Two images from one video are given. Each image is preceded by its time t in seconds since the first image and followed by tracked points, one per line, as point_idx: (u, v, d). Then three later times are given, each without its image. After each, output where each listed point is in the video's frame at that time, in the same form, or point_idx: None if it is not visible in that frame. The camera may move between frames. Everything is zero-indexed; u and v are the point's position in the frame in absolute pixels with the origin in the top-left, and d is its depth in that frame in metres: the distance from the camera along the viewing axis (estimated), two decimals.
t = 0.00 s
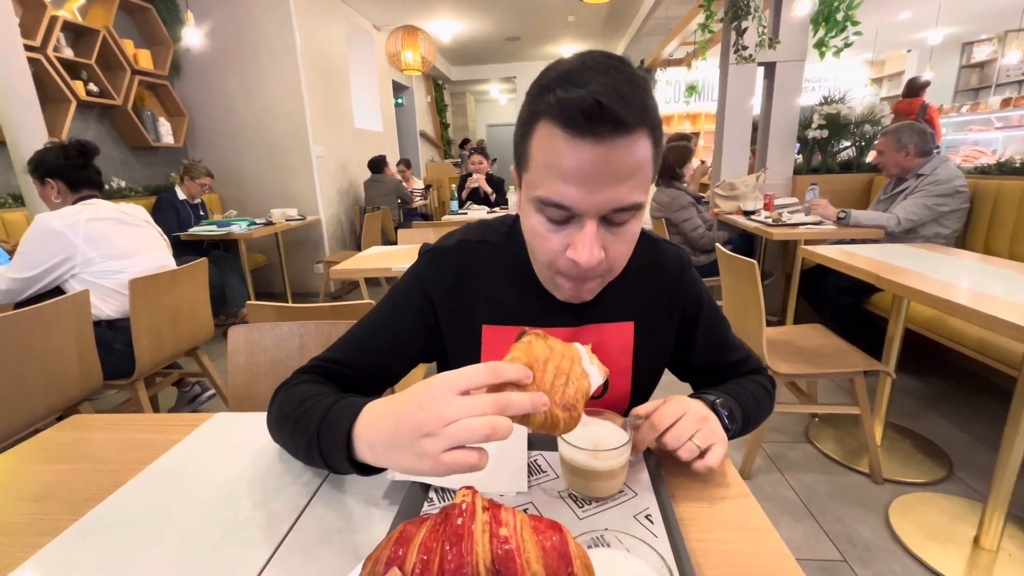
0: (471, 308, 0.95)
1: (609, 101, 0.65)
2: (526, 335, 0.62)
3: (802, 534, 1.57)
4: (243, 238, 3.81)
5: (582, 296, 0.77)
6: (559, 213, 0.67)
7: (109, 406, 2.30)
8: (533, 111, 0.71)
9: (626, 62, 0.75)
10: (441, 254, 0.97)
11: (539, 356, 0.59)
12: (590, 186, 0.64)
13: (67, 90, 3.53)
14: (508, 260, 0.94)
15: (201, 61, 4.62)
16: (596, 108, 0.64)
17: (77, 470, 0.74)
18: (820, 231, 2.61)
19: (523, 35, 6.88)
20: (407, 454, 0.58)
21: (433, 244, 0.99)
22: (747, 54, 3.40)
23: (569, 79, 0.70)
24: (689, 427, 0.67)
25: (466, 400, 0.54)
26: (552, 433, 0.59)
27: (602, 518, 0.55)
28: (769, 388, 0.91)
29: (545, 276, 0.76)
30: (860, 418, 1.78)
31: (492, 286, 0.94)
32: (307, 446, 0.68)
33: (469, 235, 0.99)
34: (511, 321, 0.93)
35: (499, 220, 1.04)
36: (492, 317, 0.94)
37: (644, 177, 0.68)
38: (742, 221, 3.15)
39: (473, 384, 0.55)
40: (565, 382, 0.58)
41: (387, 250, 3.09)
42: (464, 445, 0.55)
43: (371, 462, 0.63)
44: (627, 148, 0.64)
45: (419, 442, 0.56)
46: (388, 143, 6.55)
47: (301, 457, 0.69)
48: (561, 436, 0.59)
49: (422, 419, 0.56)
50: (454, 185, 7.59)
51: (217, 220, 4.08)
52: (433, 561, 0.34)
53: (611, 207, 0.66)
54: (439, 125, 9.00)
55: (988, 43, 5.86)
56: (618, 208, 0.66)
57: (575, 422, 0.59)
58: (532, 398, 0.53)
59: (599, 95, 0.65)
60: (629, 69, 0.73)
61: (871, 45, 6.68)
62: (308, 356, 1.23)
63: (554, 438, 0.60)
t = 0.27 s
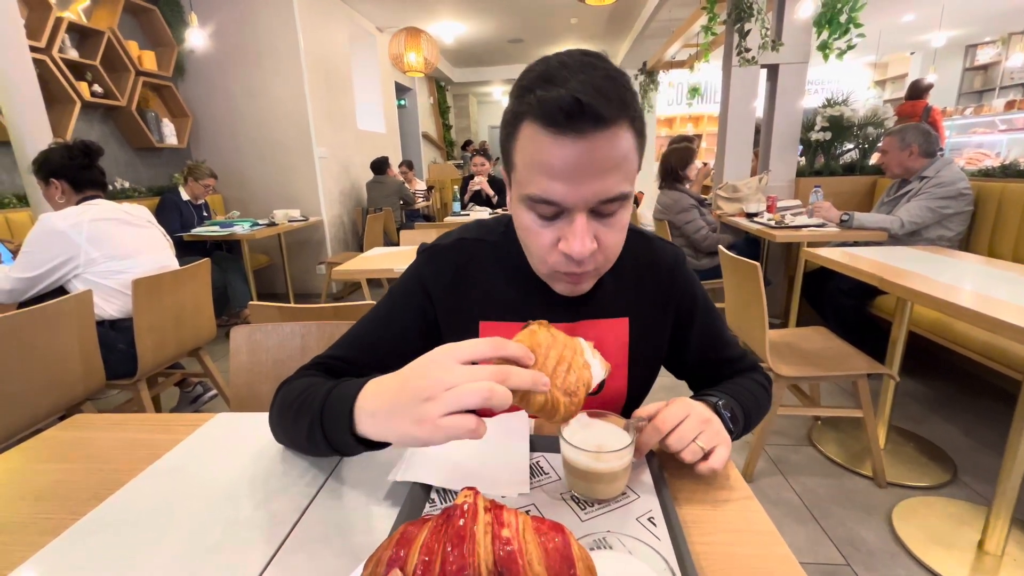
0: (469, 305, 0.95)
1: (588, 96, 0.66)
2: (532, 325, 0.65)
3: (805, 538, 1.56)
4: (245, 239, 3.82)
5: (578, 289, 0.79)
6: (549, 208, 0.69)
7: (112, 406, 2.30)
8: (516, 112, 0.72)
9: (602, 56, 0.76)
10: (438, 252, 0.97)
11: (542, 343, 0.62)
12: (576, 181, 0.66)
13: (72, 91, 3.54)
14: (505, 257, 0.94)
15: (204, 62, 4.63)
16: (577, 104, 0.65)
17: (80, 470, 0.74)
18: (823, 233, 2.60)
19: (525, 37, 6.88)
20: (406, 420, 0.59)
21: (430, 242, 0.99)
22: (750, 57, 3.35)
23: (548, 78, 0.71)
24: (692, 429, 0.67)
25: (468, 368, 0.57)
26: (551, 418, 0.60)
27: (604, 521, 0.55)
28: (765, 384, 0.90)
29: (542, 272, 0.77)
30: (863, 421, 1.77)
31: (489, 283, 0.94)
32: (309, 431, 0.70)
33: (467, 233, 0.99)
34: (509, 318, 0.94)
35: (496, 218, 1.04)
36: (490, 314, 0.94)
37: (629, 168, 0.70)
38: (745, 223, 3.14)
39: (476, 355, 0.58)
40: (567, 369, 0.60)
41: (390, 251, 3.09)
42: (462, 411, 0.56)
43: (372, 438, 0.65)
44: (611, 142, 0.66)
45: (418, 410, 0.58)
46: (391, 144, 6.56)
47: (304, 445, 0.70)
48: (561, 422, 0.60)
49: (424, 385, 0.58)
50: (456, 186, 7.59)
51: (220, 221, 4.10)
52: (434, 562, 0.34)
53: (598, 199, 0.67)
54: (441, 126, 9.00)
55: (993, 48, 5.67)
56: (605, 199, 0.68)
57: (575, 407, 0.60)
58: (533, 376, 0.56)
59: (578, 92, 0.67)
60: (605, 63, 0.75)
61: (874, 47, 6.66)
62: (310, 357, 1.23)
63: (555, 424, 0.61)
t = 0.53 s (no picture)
0: (467, 301, 0.94)
1: (570, 88, 0.66)
2: (538, 328, 0.64)
3: (811, 542, 1.54)
4: (248, 240, 3.82)
5: (574, 282, 0.78)
6: (540, 202, 0.69)
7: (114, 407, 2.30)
8: (501, 110, 0.72)
9: (583, 48, 0.76)
10: (435, 250, 0.96)
11: (547, 347, 0.60)
12: (565, 172, 0.66)
13: (77, 92, 3.56)
14: (503, 253, 0.93)
15: (208, 63, 4.64)
16: (560, 96, 0.65)
17: (78, 471, 0.73)
18: (828, 235, 2.58)
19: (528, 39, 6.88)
20: (403, 408, 0.59)
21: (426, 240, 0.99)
22: (753, 58, 3.36)
23: (530, 73, 0.70)
24: (705, 431, 0.66)
25: (468, 358, 0.56)
26: (549, 422, 0.58)
27: (608, 526, 0.54)
28: (762, 381, 0.89)
29: (538, 266, 0.77)
30: (870, 424, 1.75)
31: (487, 280, 0.93)
32: (305, 425, 0.68)
33: (463, 231, 0.98)
34: (508, 316, 0.92)
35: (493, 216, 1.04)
36: (488, 311, 0.93)
37: (618, 158, 0.69)
38: (749, 224, 3.12)
39: (478, 348, 0.57)
40: (569, 375, 0.59)
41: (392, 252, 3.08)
42: (460, 400, 0.55)
43: (367, 429, 0.64)
44: (597, 132, 0.66)
45: (416, 396, 0.58)
46: (394, 146, 6.56)
47: (301, 440, 0.68)
48: (559, 428, 0.58)
49: (423, 373, 0.58)
50: (459, 188, 7.59)
51: (223, 222, 4.10)
52: (434, 568, 0.33)
53: (588, 189, 0.67)
54: (444, 128, 9.01)
55: (999, 48, 5.65)
56: (596, 189, 0.67)
57: (575, 413, 0.58)
58: (534, 374, 0.55)
59: (561, 85, 0.66)
60: (586, 55, 0.74)
61: (879, 49, 6.64)
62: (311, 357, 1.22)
63: (552, 429, 0.59)
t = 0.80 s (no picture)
0: (467, 302, 0.90)
1: (564, 76, 0.62)
2: (546, 330, 0.60)
3: (826, 553, 1.50)
4: (253, 240, 3.81)
5: (576, 279, 0.75)
6: (537, 196, 0.65)
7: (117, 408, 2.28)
8: (494, 103, 0.68)
9: (577, 35, 0.72)
10: (434, 249, 0.93)
11: (553, 349, 0.56)
12: (562, 164, 0.63)
13: (84, 93, 3.56)
14: (504, 252, 0.90)
15: (215, 64, 4.64)
16: (554, 85, 0.62)
17: (66, 480, 0.70)
18: (841, 236, 2.53)
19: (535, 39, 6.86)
20: (394, 410, 0.54)
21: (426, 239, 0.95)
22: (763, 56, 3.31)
23: (522, 63, 0.67)
24: (746, 420, 0.65)
25: (467, 356, 0.51)
26: (555, 431, 0.53)
27: (623, 549, 0.50)
28: (770, 386, 0.85)
29: (538, 264, 0.74)
30: (887, 430, 1.70)
31: (487, 281, 0.90)
32: (295, 431, 0.64)
33: (463, 230, 0.95)
34: (509, 318, 0.88)
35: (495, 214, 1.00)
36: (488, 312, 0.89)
37: (618, 147, 0.66)
38: (759, 225, 3.07)
39: (478, 345, 0.52)
40: (577, 381, 0.54)
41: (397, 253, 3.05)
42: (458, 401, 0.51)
43: (359, 432, 0.59)
44: (595, 121, 0.62)
45: (410, 394, 0.53)
46: (399, 146, 6.55)
47: (290, 445, 0.64)
48: (566, 436, 0.53)
49: (417, 372, 0.53)
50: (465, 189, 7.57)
51: (228, 223, 4.10)
52: None
53: (587, 181, 0.64)
54: (450, 129, 9.00)
55: (1013, 46, 5.63)
56: (595, 181, 0.64)
57: (583, 422, 0.53)
58: (539, 378, 0.51)
59: (556, 73, 0.63)
60: (581, 43, 0.71)
61: (890, 48, 6.57)
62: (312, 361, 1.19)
63: (559, 438, 0.54)
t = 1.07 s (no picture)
0: (470, 319, 0.87)
1: (571, 87, 0.59)
2: (554, 358, 0.58)
3: (843, 571, 1.45)
4: (260, 244, 3.80)
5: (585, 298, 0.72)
6: (542, 212, 0.62)
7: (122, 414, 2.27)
8: (496, 115, 0.65)
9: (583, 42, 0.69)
10: (436, 264, 0.90)
11: (561, 379, 0.54)
12: (568, 179, 0.60)
13: (92, 97, 3.57)
14: (508, 267, 0.87)
15: (222, 67, 4.65)
16: (560, 96, 0.59)
17: (56, 507, 0.67)
18: (855, 241, 2.48)
19: (542, 40, 6.83)
20: (393, 445, 0.52)
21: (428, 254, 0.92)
22: (775, 56, 3.25)
23: (525, 73, 0.64)
24: (766, 450, 0.61)
25: (470, 389, 0.50)
26: (564, 469, 0.50)
27: None
28: (785, 407, 0.81)
29: (544, 282, 0.71)
30: (905, 442, 1.66)
31: (491, 297, 0.86)
32: (289, 461, 0.62)
33: (467, 243, 0.92)
34: (513, 336, 0.85)
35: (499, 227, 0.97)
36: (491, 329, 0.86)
37: (627, 160, 0.63)
38: (771, 229, 3.02)
39: (482, 378, 0.51)
40: (588, 415, 0.52)
41: (403, 257, 3.03)
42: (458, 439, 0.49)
43: (354, 467, 0.57)
44: (602, 134, 0.60)
45: (408, 431, 0.51)
46: (406, 148, 6.53)
47: (284, 477, 0.62)
48: (575, 475, 0.51)
49: (417, 405, 0.52)
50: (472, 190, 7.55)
51: (235, 226, 4.10)
52: None
53: (595, 196, 0.61)
54: (457, 130, 8.98)
55: None
56: (603, 196, 0.61)
57: (594, 460, 0.51)
58: (548, 413, 0.49)
59: (560, 84, 0.60)
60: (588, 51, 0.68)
61: (903, 47, 6.49)
62: (315, 373, 1.16)
63: (567, 477, 0.51)
